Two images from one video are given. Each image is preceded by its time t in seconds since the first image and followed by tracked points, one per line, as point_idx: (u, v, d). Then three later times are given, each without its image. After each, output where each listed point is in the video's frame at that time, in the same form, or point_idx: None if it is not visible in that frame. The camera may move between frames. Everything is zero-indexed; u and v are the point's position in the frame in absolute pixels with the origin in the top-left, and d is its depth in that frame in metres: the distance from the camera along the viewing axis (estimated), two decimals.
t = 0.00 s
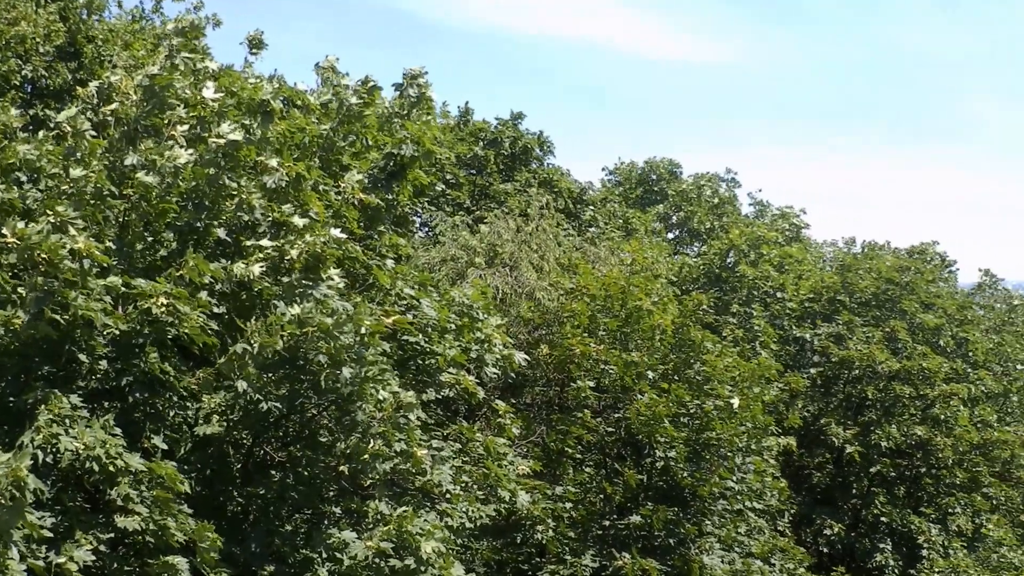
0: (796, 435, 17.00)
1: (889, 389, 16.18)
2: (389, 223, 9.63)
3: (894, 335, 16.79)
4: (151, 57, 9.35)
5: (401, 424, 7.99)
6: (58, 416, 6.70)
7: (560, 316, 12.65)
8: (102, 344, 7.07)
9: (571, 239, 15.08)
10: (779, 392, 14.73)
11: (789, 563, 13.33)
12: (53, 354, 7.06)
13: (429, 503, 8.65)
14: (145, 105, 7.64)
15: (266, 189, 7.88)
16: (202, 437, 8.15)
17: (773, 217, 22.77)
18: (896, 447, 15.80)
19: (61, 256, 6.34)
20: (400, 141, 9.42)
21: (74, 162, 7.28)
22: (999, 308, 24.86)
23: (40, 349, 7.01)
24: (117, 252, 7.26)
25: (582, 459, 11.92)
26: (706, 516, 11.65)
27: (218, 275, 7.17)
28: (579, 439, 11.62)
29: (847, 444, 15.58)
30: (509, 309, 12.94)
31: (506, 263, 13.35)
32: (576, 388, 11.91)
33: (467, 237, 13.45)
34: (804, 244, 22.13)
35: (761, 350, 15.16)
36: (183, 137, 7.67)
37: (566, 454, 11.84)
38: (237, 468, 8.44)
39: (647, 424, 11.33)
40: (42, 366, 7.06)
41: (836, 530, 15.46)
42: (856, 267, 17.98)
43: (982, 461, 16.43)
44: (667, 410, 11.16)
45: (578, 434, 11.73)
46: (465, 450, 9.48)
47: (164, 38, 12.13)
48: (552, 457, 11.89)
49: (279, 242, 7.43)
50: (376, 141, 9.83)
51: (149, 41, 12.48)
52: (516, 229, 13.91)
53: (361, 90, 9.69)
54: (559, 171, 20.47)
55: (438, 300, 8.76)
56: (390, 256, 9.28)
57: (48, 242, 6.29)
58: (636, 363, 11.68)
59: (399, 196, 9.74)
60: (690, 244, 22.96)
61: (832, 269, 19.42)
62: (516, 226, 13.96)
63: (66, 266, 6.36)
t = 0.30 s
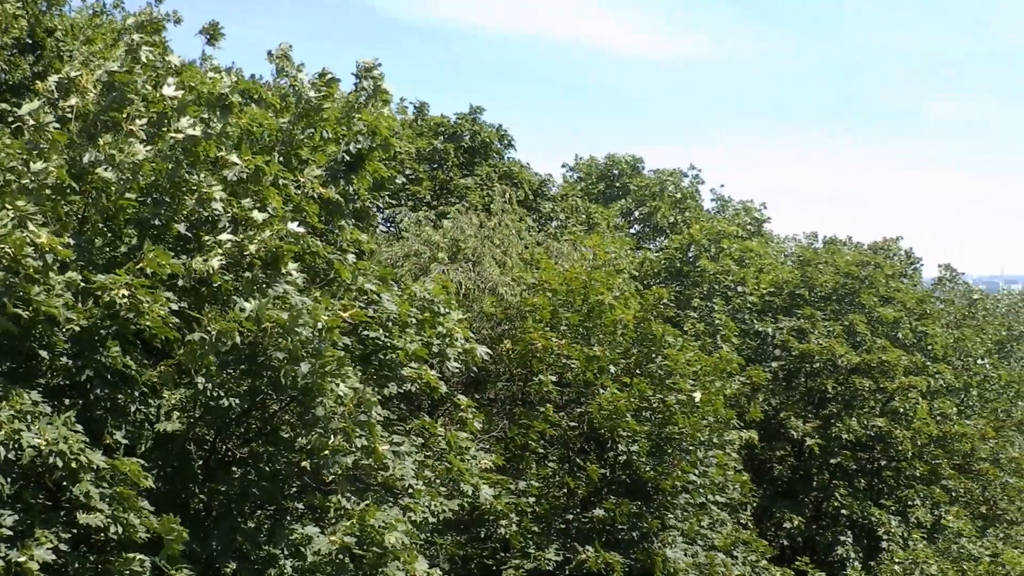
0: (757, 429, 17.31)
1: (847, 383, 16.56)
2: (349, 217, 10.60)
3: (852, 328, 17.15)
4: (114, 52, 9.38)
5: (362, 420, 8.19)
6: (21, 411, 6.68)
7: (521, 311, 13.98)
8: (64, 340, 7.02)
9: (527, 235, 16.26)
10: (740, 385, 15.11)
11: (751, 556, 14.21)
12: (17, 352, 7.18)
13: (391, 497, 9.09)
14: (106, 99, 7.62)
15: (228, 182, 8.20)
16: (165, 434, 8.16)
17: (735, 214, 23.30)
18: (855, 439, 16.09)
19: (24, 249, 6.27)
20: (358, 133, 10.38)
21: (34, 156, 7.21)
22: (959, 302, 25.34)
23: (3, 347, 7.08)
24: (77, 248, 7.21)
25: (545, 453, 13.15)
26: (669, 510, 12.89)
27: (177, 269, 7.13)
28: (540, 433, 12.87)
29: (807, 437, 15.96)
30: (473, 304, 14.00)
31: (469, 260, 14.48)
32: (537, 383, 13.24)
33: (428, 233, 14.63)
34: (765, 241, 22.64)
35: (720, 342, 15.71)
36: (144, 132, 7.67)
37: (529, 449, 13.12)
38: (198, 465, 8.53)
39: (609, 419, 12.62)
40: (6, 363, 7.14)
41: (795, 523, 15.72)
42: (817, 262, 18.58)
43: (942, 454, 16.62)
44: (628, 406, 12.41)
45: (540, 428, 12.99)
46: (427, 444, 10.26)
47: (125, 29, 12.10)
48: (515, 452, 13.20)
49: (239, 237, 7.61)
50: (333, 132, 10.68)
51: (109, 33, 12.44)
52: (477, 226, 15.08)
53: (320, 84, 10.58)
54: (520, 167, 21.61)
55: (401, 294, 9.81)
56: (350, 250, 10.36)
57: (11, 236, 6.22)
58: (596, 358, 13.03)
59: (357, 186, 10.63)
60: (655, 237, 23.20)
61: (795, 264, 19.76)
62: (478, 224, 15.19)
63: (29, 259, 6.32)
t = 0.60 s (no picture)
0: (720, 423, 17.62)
1: (809, 376, 16.89)
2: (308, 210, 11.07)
3: (813, 322, 17.40)
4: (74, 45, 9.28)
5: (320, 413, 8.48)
6: None
7: (482, 306, 14.11)
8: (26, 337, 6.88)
9: (489, 229, 16.43)
10: (702, 379, 15.35)
11: (715, 549, 14.48)
12: None
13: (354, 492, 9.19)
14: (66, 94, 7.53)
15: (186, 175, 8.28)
16: (127, 431, 8.09)
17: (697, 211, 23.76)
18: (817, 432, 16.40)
19: None
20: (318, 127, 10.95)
21: None
22: (922, 298, 25.88)
23: None
24: (38, 244, 7.13)
25: (509, 448, 13.29)
26: (632, 504, 13.10)
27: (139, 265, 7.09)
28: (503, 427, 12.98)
29: (769, 431, 16.17)
30: (436, 300, 14.05)
31: (433, 255, 14.50)
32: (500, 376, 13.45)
33: (392, 228, 14.64)
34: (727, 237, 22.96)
35: (681, 336, 16.02)
36: (105, 127, 7.60)
37: (492, 444, 13.20)
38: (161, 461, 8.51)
39: (572, 413, 12.83)
40: None
41: (756, 517, 16.05)
42: (778, 257, 18.90)
43: (901, 447, 17.31)
44: (592, 402, 12.60)
45: (505, 423, 13.06)
46: (390, 440, 10.50)
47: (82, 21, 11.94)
48: (477, 449, 13.30)
49: (199, 232, 7.68)
50: (291, 126, 11.09)
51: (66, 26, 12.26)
52: (440, 221, 15.18)
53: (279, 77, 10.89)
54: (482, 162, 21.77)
55: (361, 288, 10.08)
56: (311, 244, 10.86)
57: None
58: (558, 352, 13.04)
59: (317, 177, 11.18)
60: (615, 233, 23.36)
61: (757, 259, 20.08)
62: (442, 219, 15.35)
63: None
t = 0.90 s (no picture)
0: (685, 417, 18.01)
1: (770, 372, 17.23)
2: (270, 206, 11.17)
3: (774, 318, 17.63)
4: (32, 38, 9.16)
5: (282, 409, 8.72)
6: None
7: (445, 302, 14.16)
8: None
9: (451, 224, 16.51)
10: (664, 374, 15.59)
11: (677, 544, 14.73)
12: None
13: (314, 489, 9.31)
14: (28, 89, 7.48)
15: (148, 171, 8.23)
16: (88, 429, 8.05)
17: (657, 207, 23.98)
18: (779, 427, 16.65)
19: None
20: (278, 122, 11.12)
21: None
22: (883, 294, 26.45)
23: None
24: None
25: (470, 444, 13.48)
26: (595, 499, 13.33)
27: (101, 263, 7.02)
28: (466, 423, 13.07)
29: (731, 426, 16.42)
30: (399, 296, 14.10)
31: (395, 251, 14.53)
32: (463, 371, 13.52)
33: (354, 225, 14.63)
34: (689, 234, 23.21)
35: (640, 330, 16.33)
36: (67, 123, 7.55)
37: (455, 440, 13.26)
38: (123, 457, 8.42)
39: (536, 409, 12.94)
40: None
41: (721, 512, 16.34)
42: (739, 253, 19.26)
43: (863, 441, 17.53)
44: (556, 398, 12.75)
45: (469, 419, 13.14)
46: (352, 435, 10.58)
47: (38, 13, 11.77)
48: (440, 445, 13.33)
49: (161, 229, 7.69)
50: (251, 120, 11.10)
51: (21, 18, 12.10)
52: (403, 218, 15.23)
53: (240, 70, 10.90)
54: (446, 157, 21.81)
55: (324, 285, 10.14)
56: (273, 240, 10.90)
57: None
58: (521, 347, 13.15)
59: (279, 173, 11.41)
60: (578, 230, 23.53)
61: (718, 255, 20.40)
62: (404, 215, 15.41)
63: None
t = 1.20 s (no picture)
0: (647, 413, 18.44)
1: (733, 368, 17.58)
2: (232, 203, 11.16)
3: (738, 314, 18.13)
4: None
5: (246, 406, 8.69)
6: None
7: (408, 299, 14.14)
8: None
9: (415, 221, 16.59)
10: (626, 369, 15.82)
11: (641, 539, 14.89)
12: None
13: (278, 484, 9.58)
14: None
15: (110, 168, 8.24)
16: (49, 427, 7.98)
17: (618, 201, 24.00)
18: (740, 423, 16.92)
19: None
20: (241, 118, 11.15)
21: None
22: (845, 289, 26.96)
23: None
24: None
25: (433, 439, 13.53)
26: (559, 495, 13.51)
27: (62, 261, 6.99)
28: (430, 419, 13.08)
29: (695, 422, 16.63)
30: (361, 293, 14.08)
31: (357, 248, 14.55)
32: (427, 367, 13.59)
33: (316, 222, 14.67)
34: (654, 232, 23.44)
35: (602, 324, 16.62)
36: (29, 120, 7.64)
37: (419, 436, 13.30)
38: (84, 456, 8.38)
39: (500, 404, 13.04)
40: None
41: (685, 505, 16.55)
42: (699, 249, 19.58)
43: (825, 435, 17.90)
44: (519, 393, 12.87)
45: (432, 415, 13.20)
46: (316, 431, 10.63)
47: None
48: (405, 441, 13.34)
49: (124, 226, 7.75)
50: (213, 116, 11.08)
51: None
52: (366, 215, 15.27)
53: (202, 65, 10.82)
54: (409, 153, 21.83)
55: (287, 281, 10.20)
56: (235, 236, 10.87)
57: None
58: (485, 343, 13.20)
59: (241, 170, 11.44)
60: (542, 227, 23.59)
61: (679, 251, 20.70)
62: (367, 212, 15.45)
63: None
